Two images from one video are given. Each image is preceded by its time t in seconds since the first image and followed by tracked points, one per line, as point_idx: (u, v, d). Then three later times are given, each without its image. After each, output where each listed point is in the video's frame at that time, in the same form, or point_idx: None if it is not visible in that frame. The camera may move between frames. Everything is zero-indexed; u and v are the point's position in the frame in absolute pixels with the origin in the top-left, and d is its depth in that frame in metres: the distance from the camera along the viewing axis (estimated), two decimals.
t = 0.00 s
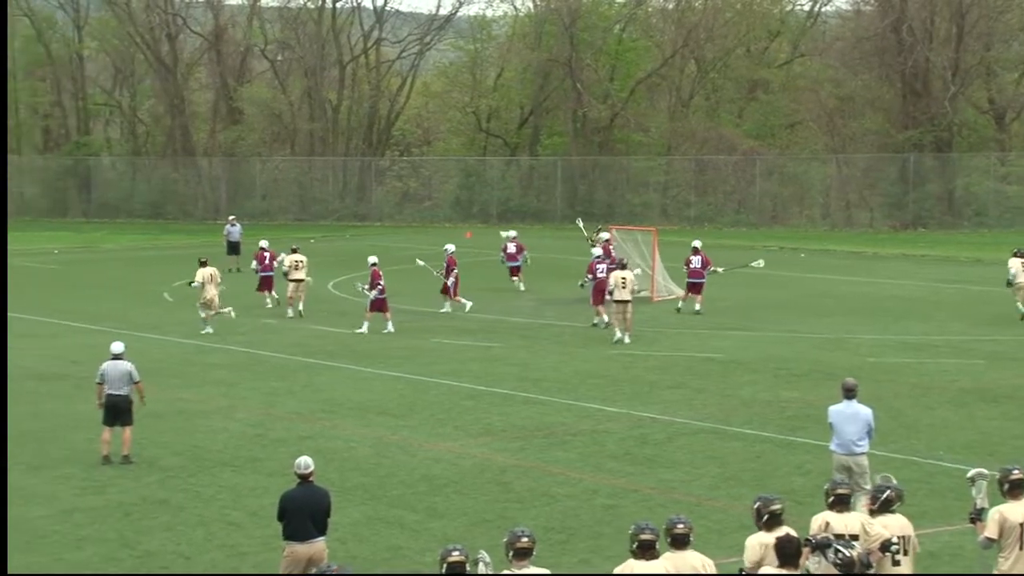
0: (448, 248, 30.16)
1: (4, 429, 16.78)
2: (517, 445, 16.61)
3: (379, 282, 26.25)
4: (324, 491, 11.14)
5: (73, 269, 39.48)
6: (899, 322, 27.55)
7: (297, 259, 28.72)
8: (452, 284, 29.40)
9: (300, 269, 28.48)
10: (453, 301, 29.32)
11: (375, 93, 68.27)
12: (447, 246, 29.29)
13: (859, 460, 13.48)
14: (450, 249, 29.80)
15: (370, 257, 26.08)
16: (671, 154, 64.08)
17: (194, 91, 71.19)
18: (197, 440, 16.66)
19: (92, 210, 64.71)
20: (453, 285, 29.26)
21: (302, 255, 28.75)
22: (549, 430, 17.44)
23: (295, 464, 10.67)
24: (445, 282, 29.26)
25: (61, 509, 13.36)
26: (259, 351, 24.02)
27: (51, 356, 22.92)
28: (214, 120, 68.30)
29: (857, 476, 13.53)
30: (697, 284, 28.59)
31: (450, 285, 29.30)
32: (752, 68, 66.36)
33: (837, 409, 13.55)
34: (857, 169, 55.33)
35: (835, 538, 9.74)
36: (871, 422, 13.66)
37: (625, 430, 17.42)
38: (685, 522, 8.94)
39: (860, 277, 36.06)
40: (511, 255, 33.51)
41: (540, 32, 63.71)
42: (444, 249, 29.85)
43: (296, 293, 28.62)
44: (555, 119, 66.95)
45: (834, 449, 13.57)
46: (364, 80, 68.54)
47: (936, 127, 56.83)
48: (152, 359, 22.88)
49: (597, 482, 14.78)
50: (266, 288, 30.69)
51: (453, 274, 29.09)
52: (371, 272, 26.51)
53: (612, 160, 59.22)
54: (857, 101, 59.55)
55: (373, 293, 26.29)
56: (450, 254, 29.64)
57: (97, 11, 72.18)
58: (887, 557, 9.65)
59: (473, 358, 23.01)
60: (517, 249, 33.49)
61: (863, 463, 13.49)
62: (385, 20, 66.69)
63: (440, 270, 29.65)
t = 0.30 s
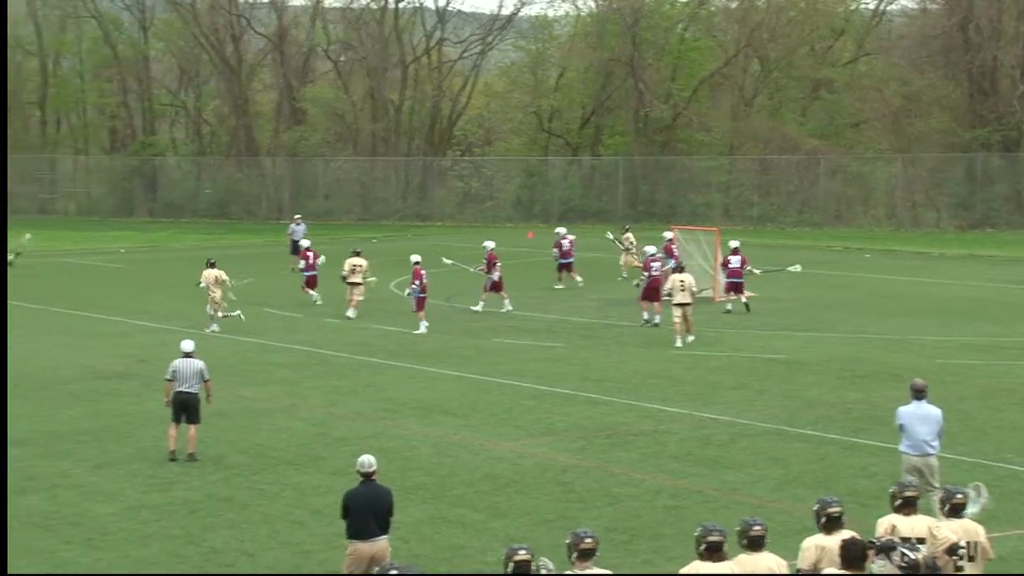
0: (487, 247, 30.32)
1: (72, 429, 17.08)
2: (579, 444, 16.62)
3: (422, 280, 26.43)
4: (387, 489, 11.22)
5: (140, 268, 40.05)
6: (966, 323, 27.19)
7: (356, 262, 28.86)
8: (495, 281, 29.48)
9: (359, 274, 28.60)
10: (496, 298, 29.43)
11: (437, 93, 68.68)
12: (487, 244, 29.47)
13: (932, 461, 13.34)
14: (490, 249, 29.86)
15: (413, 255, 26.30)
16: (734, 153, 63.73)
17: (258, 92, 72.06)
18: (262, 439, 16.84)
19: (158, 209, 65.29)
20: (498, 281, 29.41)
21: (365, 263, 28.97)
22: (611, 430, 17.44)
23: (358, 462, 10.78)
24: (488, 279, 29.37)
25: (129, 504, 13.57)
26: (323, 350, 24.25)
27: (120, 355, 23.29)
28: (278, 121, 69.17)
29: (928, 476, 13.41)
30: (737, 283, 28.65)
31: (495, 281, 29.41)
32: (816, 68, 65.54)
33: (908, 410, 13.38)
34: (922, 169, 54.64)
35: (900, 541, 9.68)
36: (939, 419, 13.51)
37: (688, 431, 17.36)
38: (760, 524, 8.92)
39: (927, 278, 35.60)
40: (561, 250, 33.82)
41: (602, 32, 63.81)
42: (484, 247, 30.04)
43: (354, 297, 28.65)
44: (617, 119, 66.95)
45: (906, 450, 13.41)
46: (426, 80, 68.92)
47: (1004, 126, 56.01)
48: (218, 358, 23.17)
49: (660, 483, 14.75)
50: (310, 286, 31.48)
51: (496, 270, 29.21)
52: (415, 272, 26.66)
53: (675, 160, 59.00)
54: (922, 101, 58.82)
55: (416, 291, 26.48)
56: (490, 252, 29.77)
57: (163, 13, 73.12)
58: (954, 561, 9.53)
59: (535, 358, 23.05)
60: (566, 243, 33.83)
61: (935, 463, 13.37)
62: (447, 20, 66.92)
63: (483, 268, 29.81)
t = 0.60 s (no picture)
0: (535, 245, 30.29)
1: (144, 426, 17.34)
2: (647, 445, 16.56)
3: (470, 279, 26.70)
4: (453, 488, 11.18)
5: (210, 267, 40.51)
6: None
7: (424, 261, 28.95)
8: (541, 281, 29.50)
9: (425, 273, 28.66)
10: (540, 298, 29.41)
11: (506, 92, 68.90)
12: (534, 244, 29.58)
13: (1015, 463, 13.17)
14: (535, 247, 29.87)
15: (464, 256, 26.54)
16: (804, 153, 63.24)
17: (328, 92, 72.79)
18: (329, 438, 16.96)
19: (228, 209, 65.82)
20: (543, 281, 29.44)
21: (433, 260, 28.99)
22: (679, 431, 17.36)
23: (425, 461, 10.75)
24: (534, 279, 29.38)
25: (200, 500, 13.70)
26: (391, 350, 24.43)
27: (191, 353, 23.62)
28: (348, 121, 69.93)
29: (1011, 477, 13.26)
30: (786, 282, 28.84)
31: (540, 280, 29.44)
32: (889, 67, 64.86)
33: (992, 414, 13.15)
34: (998, 168, 53.77)
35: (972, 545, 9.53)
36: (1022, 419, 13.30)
37: (757, 432, 17.22)
38: (843, 525, 8.88)
39: (1001, 280, 35.02)
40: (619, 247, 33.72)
41: (671, 32, 63.62)
42: (532, 246, 30.02)
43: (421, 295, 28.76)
44: (686, 118, 66.70)
45: (990, 454, 13.21)
46: (494, 80, 69.15)
47: None
48: (287, 357, 23.41)
49: (729, 485, 14.64)
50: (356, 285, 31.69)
51: (543, 271, 29.26)
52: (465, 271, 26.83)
53: (744, 160, 58.59)
54: (998, 99, 57.89)
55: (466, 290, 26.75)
56: (537, 251, 29.80)
57: (236, 14, 74.10)
58: None
59: (601, 359, 23.01)
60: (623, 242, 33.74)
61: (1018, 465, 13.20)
62: (517, 20, 67.01)
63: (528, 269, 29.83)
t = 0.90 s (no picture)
0: (574, 248, 30.20)
1: (203, 424, 17.55)
2: (704, 446, 16.51)
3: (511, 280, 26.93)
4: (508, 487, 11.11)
5: (267, 267, 40.92)
6: None
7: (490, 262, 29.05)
8: (581, 282, 29.37)
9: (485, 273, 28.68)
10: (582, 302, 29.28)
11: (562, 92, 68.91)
12: (575, 244, 29.61)
13: None
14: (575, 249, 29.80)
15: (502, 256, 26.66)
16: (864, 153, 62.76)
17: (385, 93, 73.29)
18: (386, 436, 17.09)
19: (286, 209, 66.21)
20: (582, 284, 29.33)
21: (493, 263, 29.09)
22: (736, 432, 17.29)
23: (481, 461, 10.68)
24: (573, 280, 29.28)
25: (258, 498, 13.83)
26: (447, 349, 24.55)
27: (249, 352, 23.87)
28: (405, 121, 70.30)
29: None
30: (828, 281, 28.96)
31: (580, 282, 29.32)
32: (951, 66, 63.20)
33: None
34: None
35: None
36: None
37: (815, 434, 17.11)
38: (914, 527, 8.75)
39: None
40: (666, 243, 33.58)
41: (729, 31, 63.12)
42: (572, 249, 29.92)
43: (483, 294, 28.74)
44: (744, 118, 66.37)
45: None
46: (551, 80, 69.19)
47: None
48: (344, 356, 23.60)
49: (786, 486, 14.55)
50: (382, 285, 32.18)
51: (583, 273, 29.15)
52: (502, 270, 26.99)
53: (803, 159, 58.17)
54: None
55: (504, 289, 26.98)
56: (577, 253, 29.72)
57: (295, 15, 74.73)
58: None
59: (658, 359, 22.96)
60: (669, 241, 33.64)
61: None
62: (574, 20, 66.85)
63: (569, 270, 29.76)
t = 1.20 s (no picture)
0: (609, 246, 30.22)
1: (249, 423, 17.73)
2: (747, 446, 16.48)
3: (532, 279, 27.13)
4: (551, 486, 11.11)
5: (311, 267, 41.19)
6: None
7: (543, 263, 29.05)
8: (618, 280, 29.36)
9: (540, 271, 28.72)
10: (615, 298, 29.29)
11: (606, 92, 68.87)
12: (611, 243, 29.60)
13: None
14: (610, 248, 29.78)
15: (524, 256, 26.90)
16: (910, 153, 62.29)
17: (429, 92, 73.56)
18: (429, 435, 17.18)
19: (330, 209, 66.43)
20: (619, 281, 29.31)
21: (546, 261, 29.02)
22: (780, 432, 17.23)
23: (524, 460, 10.69)
24: (611, 278, 29.27)
25: (301, 497, 13.94)
26: (489, 348, 24.64)
27: (293, 352, 24.06)
28: (448, 121, 70.54)
29: None
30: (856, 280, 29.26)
31: (618, 279, 29.27)
32: (1000, 64, 63.09)
33: None
34: None
35: None
36: None
37: (859, 435, 17.01)
38: (967, 530, 8.66)
39: None
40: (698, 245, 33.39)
41: (775, 30, 62.68)
42: (608, 248, 29.94)
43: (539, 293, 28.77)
44: (789, 118, 65.89)
45: None
46: (595, 80, 69.05)
47: None
48: (388, 355, 23.75)
49: (831, 487, 14.48)
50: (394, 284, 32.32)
51: (620, 270, 29.10)
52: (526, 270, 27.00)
53: (848, 159, 57.82)
54: None
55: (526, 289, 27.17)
56: (614, 251, 29.70)
57: (339, 15, 75.12)
58: None
59: (702, 359, 22.93)
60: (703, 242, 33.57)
61: None
62: (618, 19, 66.69)
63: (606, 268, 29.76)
